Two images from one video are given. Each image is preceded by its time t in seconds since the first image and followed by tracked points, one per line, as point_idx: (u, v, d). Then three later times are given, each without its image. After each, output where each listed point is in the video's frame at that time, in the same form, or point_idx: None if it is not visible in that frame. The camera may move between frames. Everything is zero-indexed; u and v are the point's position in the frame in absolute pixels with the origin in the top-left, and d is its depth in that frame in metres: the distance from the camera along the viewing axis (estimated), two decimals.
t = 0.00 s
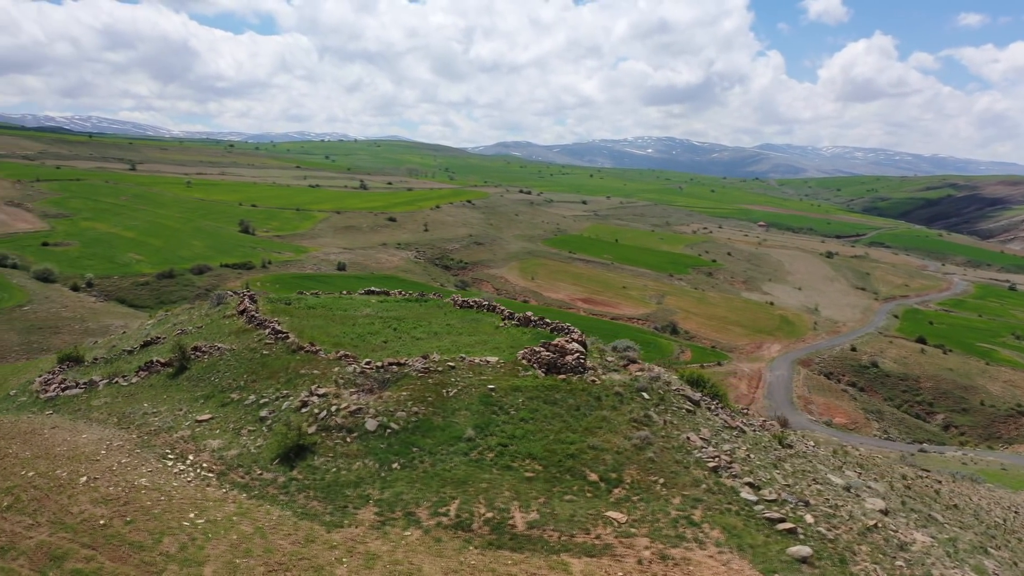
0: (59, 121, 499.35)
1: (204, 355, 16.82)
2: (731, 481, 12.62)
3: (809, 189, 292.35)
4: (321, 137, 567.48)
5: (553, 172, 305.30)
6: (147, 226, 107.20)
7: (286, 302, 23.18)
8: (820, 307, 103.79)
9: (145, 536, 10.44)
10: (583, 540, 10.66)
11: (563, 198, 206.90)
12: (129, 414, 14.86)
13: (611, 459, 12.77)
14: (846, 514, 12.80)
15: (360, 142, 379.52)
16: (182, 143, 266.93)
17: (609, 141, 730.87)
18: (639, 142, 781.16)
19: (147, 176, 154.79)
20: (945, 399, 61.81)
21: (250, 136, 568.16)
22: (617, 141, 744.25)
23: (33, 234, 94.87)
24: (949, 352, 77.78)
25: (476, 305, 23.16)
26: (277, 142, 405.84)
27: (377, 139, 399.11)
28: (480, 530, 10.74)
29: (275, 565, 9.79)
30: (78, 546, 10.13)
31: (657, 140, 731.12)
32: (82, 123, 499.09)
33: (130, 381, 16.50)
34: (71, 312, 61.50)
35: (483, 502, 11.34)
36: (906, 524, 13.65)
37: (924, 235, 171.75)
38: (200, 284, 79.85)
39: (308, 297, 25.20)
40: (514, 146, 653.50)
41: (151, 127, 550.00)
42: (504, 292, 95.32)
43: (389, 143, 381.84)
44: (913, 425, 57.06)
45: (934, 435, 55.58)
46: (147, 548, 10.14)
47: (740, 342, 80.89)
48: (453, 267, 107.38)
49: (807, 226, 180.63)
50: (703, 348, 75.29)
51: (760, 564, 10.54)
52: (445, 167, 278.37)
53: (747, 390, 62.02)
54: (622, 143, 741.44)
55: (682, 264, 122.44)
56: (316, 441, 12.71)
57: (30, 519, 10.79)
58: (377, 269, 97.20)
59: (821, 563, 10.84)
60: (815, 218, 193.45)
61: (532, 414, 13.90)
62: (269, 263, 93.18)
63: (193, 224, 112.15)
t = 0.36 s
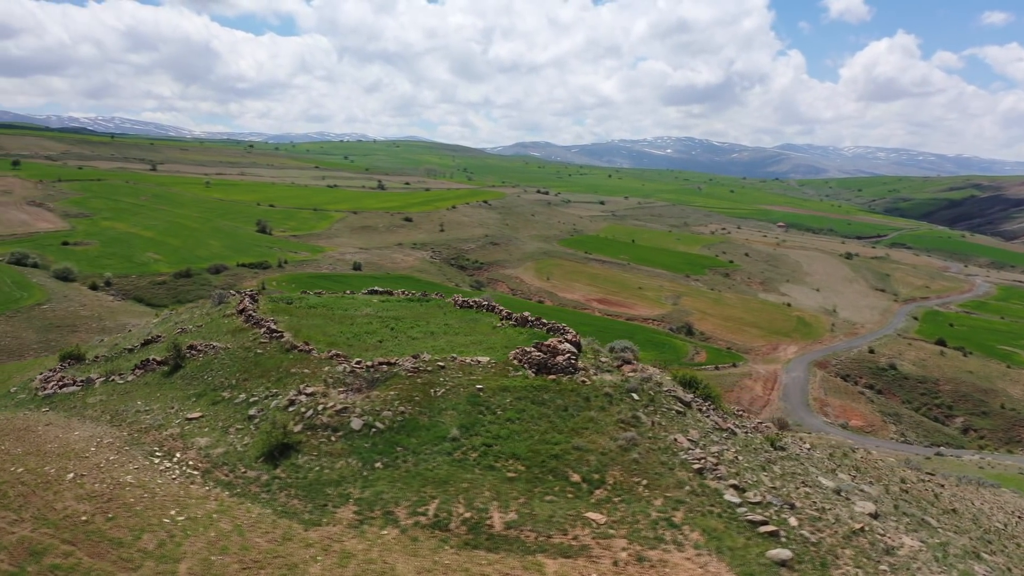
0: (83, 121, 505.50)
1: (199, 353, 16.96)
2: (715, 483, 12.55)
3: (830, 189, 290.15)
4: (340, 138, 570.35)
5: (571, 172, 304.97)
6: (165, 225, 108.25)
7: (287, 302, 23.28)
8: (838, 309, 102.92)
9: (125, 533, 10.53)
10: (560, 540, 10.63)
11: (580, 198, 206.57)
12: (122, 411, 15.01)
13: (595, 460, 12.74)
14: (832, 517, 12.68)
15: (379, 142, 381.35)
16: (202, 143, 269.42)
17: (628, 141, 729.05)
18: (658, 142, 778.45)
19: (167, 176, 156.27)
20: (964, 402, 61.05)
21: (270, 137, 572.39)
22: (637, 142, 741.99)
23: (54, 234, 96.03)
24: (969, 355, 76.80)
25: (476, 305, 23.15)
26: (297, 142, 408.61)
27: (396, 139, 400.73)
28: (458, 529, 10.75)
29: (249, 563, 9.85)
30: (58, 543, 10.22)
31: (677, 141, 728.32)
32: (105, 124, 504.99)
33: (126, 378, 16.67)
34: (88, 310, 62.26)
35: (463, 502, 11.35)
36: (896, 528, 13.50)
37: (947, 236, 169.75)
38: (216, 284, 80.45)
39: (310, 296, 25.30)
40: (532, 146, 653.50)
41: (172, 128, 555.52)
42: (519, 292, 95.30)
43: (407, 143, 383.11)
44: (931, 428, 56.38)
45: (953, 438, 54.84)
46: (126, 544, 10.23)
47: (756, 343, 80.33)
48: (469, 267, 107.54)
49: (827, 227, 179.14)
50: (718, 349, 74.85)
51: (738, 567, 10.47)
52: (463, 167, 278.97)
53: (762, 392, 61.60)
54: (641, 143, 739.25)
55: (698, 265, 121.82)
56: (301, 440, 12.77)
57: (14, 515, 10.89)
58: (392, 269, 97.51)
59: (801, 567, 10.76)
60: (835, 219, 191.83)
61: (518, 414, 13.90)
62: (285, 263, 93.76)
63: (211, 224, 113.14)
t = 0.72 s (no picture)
0: (106, 122, 511.24)
1: (194, 352, 17.09)
2: (699, 485, 12.47)
3: (850, 190, 287.90)
4: (359, 138, 572.74)
5: (588, 172, 304.58)
6: (183, 225, 109.18)
7: (289, 301, 23.36)
8: (856, 310, 101.99)
9: (105, 528, 10.64)
10: (536, 540, 10.62)
11: (596, 198, 206.19)
12: (115, 409, 15.18)
13: (579, 460, 12.71)
14: (818, 519, 12.57)
15: (397, 143, 383.05)
16: (222, 144, 272.09)
17: (647, 142, 727.04)
18: (677, 143, 775.62)
19: (186, 176, 157.63)
20: (983, 405, 60.28)
21: (289, 137, 576.22)
22: (655, 142, 739.39)
23: (73, 233, 97.13)
24: (989, 357, 75.84)
25: (475, 304, 23.09)
26: (316, 142, 411.45)
27: (413, 140, 402.29)
28: (435, 528, 10.76)
29: (223, 559, 9.93)
30: (39, 537, 10.33)
31: (696, 141, 725.24)
32: (127, 125, 510.61)
33: (122, 376, 16.87)
34: (105, 309, 62.95)
35: (442, 501, 11.36)
36: (886, 531, 13.35)
37: (969, 237, 167.74)
38: (232, 283, 80.97)
39: (313, 296, 25.39)
40: (551, 146, 653.13)
41: (193, 130, 560.92)
42: (533, 292, 95.26)
43: (425, 144, 384.66)
44: (948, 431, 55.75)
45: (971, 441, 54.13)
46: (105, 540, 10.33)
47: (771, 344, 79.73)
48: (484, 267, 107.61)
49: (846, 228, 177.64)
50: (733, 350, 74.42)
51: (714, 568, 10.41)
52: (480, 167, 279.38)
53: (777, 393, 61.18)
54: (660, 143, 736.42)
55: (715, 266, 121.16)
56: (287, 438, 12.85)
57: None
58: (407, 269, 97.73)
59: (779, 569, 10.68)
60: (855, 220, 190.20)
61: (505, 414, 13.89)
62: (300, 262, 94.29)
63: (228, 224, 114.00)
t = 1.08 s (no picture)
0: (128, 123, 516.50)
1: (189, 350, 17.25)
2: (682, 485, 12.42)
3: (871, 190, 285.24)
4: (377, 138, 575.10)
5: (606, 172, 303.94)
6: (200, 225, 110.05)
7: (291, 300, 23.45)
8: (874, 311, 101.05)
9: (87, 524, 10.75)
10: (512, 540, 10.62)
11: (614, 198, 205.66)
12: (109, 406, 15.35)
13: (562, 460, 12.69)
14: (802, 522, 12.47)
15: (415, 143, 384.19)
16: (241, 144, 274.34)
17: (666, 142, 724.27)
18: (696, 143, 771.95)
19: (205, 176, 158.94)
20: (1002, 408, 59.44)
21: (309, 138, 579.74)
22: (675, 142, 736.23)
23: (92, 233, 98.22)
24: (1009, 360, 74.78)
25: (475, 305, 23.04)
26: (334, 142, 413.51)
27: (432, 141, 403.26)
28: (412, 526, 10.79)
29: (200, 555, 10.01)
30: (22, 531, 10.45)
31: (715, 141, 721.44)
32: (149, 125, 515.79)
33: (118, 373, 17.05)
34: (121, 307, 63.59)
35: (421, 499, 11.40)
36: (874, 535, 13.20)
37: (992, 237, 165.56)
38: (248, 283, 81.51)
39: (315, 295, 25.44)
40: (569, 145, 652.53)
41: (214, 130, 565.75)
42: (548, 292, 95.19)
43: (443, 143, 385.57)
44: (966, 434, 55.04)
45: (989, 444, 53.41)
46: (85, 535, 10.44)
47: (787, 346, 79.16)
48: (499, 267, 107.64)
49: (867, 228, 175.93)
50: (748, 351, 73.94)
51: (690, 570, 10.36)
52: (498, 167, 279.78)
53: (792, 395, 60.76)
54: (679, 143, 733.45)
55: (731, 266, 120.48)
56: (272, 436, 12.94)
57: None
58: (422, 268, 97.93)
59: (757, 570, 10.60)
60: (875, 220, 188.34)
61: (491, 413, 13.89)
62: (316, 262, 94.75)
63: (245, 223, 114.79)
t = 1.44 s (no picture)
0: (151, 124, 522.41)
1: (185, 348, 17.40)
2: (665, 486, 12.37)
3: (893, 190, 282.54)
4: (396, 139, 577.58)
5: (625, 172, 303.25)
6: (218, 224, 110.92)
7: (292, 299, 23.54)
8: (893, 313, 100.11)
9: (69, 518, 10.85)
10: (489, 538, 10.63)
11: (632, 198, 205.05)
12: (103, 403, 15.51)
13: (545, 459, 12.67)
14: (787, 524, 12.37)
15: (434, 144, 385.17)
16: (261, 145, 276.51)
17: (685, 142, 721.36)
18: (716, 143, 768.25)
19: (224, 176, 160.24)
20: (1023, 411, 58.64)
21: (328, 138, 582.59)
22: (694, 142, 732.98)
23: (112, 232, 99.28)
24: None
25: (475, 304, 23.05)
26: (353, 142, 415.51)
27: (450, 142, 404.15)
28: (389, 524, 10.83)
29: (177, 550, 10.08)
30: (5, 525, 10.57)
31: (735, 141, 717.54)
32: (171, 126, 520.96)
33: (115, 370, 17.24)
34: (138, 306, 64.25)
35: (401, 497, 11.43)
36: (862, 538, 13.08)
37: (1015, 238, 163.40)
38: (264, 282, 82.06)
39: (318, 293, 25.58)
40: (588, 145, 651.45)
41: (234, 131, 570.47)
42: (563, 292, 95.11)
43: (462, 144, 386.22)
44: (986, 437, 54.29)
45: (1008, 448, 52.66)
46: (67, 530, 10.54)
47: (803, 347, 78.55)
48: (514, 267, 107.65)
49: (888, 229, 174.24)
50: (763, 352, 73.44)
51: (665, 570, 10.31)
52: (516, 167, 279.93)
53: (808, 397, 60.30)
54: (699, 143, 729.98)
55: (748, 267, 119.75)
56: (258, 433, 13.02)
57: None
58: (437, 268, 98.16)
59: (735, 572, 10.52)
60: (897, 221, 186.43)
61: (478, 412, 13.91)
62: (332, 262, 95.21)
63: (262, 223, 115.58)
